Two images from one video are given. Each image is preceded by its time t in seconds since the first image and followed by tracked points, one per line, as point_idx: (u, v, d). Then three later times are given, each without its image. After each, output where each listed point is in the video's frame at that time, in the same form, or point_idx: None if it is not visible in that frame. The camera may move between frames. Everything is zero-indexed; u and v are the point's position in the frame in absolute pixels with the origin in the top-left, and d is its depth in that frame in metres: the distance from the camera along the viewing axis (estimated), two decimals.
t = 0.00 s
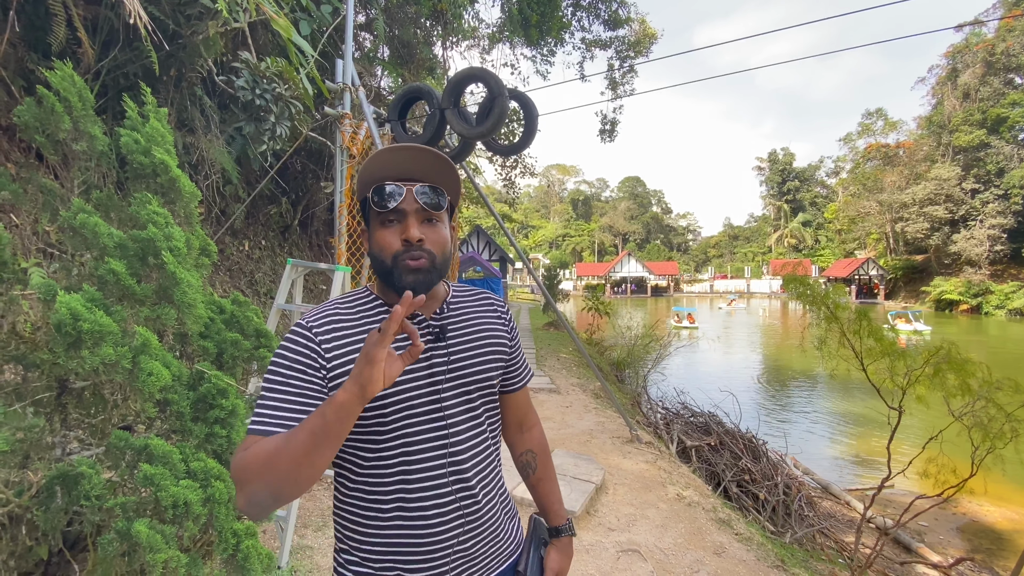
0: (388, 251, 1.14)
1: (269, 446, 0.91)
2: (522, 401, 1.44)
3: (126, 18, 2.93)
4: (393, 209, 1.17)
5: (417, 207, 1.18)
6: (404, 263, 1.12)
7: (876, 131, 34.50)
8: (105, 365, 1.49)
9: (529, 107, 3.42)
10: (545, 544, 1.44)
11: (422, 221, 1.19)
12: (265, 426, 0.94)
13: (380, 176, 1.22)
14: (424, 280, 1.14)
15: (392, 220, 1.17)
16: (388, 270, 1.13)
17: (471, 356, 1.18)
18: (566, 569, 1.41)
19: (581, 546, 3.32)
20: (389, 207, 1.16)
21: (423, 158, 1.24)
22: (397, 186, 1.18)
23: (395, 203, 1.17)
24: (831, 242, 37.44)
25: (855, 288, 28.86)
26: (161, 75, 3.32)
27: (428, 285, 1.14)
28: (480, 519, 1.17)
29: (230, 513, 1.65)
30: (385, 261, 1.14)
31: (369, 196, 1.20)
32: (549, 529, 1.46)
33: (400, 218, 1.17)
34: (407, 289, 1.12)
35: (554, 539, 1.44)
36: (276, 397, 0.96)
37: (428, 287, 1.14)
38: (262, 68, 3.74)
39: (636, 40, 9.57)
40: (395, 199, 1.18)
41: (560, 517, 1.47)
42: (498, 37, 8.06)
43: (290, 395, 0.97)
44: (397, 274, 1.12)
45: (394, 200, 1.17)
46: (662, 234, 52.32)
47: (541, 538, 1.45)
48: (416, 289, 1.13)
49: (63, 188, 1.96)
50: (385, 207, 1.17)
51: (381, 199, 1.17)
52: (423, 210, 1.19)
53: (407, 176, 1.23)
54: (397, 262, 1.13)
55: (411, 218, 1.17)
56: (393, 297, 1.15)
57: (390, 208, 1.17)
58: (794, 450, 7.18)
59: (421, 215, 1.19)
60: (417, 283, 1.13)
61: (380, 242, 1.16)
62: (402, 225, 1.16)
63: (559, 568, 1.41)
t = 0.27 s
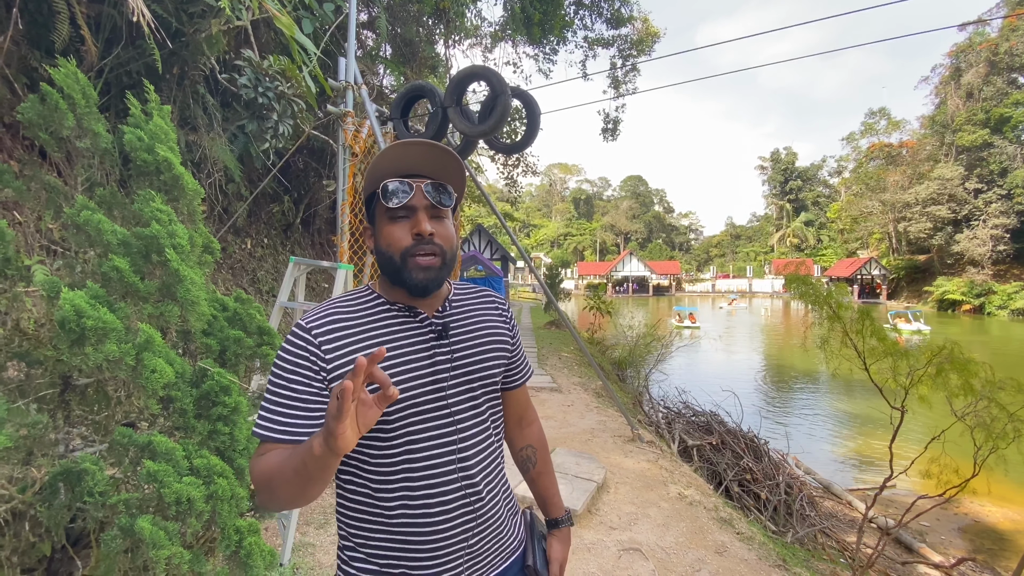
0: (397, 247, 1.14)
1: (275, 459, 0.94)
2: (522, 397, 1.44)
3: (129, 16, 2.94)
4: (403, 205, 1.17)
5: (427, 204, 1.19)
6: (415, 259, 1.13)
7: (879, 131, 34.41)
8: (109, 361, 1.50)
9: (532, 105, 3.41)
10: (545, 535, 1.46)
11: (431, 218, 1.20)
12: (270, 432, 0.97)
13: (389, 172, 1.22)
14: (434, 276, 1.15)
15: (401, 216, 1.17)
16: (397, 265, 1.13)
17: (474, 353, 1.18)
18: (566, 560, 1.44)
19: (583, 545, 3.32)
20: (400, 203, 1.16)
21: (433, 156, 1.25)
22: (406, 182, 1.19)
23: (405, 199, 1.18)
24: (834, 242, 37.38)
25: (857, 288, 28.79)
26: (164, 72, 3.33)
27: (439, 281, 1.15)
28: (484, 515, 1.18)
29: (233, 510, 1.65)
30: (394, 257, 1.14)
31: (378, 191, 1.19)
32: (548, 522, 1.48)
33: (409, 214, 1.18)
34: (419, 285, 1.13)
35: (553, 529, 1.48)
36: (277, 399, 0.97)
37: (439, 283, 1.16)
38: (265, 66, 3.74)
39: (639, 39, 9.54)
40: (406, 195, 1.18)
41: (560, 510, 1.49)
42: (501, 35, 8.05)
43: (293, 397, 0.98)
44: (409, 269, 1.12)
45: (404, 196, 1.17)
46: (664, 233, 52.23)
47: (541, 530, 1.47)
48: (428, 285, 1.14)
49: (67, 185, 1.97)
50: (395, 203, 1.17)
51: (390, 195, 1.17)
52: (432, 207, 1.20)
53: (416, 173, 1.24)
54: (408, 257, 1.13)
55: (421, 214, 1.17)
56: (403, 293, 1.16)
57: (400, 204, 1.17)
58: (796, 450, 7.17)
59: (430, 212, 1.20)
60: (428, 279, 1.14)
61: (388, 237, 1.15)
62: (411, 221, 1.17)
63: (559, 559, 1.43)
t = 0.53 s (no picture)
0: (408, 247, 1.14)
1: (294, 472, 0.92)
2: (523, 395, 1.44)
3: (133, 14, 2.94)
4: (404, 205, 1.17)
5: (428, 200, 1.20)
6: (429, 254, 1.14)
7: (882, 131, 34.31)
8: (112, 359, 1.50)
9: (534, 104, 3.41)
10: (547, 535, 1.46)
11: (433, 213, 1.21)
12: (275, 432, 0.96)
13: (381, 176, 1.21)
14: (449, 268, 1.16)
15: (404, 217, 1.17)
16: (412, 264, 1.13)
17: (475, 350, 1.18)
18: (567, 560, 1.42)
19: (584, 544, 3.32)
20: (401, 204, 1.16)
21: (423, 153, 1.27)
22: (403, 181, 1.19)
23: (405, 199, 1.17)
24: (836, 242, 37.31)
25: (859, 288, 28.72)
26: (167, 70, 3.33)
27: (453, 273, 1.17)
28: (484, 512, 1.18)
29: (236, 507, 1.66)
30: (406, 257, 1.14)
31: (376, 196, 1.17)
32: (550, 521, 1.47)
33: (412, 212, 1.18)
34: (436, 279, 1.14)
35: (555, 530, 1.47)
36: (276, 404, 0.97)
37: (453, 275, 1.18)
38: (268, 64, 3.74)
39: (642, 37, 9.52)
40: (404, 195, 1.17)
41: (561, 509, 1.48)
42: (503, 34, 8.04)
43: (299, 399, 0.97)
44: (424, 265, 1.13)
45: (405, 197, 1.17)
46: (666, 232, 52.14)
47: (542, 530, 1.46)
48: (445, 278, 1.15)
49: (72, 183, 1.97)
50: (395, 204, 1.16)
51: (390, 195, 1.16)
52: (434, 203, 1.21)
53: (408, 173, 1.24)
54: (421, 254, 1.13)
55: (425, 211, 1.18)
56: (418, 289, 1.16)
57: (401, 204, 1.16)
58: (798, 450, 7.16)
59: (432, 207, 1.21)
60: (444, 272, 1.15)
61: (396, 239, 1.15)
62: (417, 218, 1.17)
63: (560, 559, 1.42)
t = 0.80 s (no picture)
0: (401, 253, 1.12)
1: (364, 440, 0.82)
2: (519, 390, 1.44)
3: (135, 12, 2.95)
4: (393, 210, 1.14)
5: (417, 203, 1.19)
6: (424, 259, 1.12)
7: (886, 130, 34.18)
8: (116, 356, 1.50)
9: (536, 103, 3.40)
10: (544, 527, 1.47)
11: (422, 215, 1.19)
12: (320, 415, 0.89)
13: (364, 183, 1.18)
14: (443, 270, 1.15)
15: (393, 222, 1.15)
16: (407, 270, 1.12)
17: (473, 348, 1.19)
18: (565, 551, 1.44)
19: (585, 542, 3.32)
20: (388, 208, 1.14)
21: (403, 154, 1.25)
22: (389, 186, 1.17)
23: (391, 203, 1.15)
24: (838, 241, 37.22)
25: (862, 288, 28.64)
26: (170, 68, 3.34)
27: (448, 275, 1.16)
28: (485, 509, 1.19)
29: (238, 503, 1.66)
30: (400, 263, 1.12)
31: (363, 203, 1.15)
32: (546, 513, 1.48)
33: (402, 216, 1.16)
34: (433, 283, 1.13)
35: (552, 521, 1.48)
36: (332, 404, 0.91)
37: (447, 277, 1.17)
38: (270, 62, 3.74)
39: (645, 36, 9.50)
40: (391, 199, 1.15)
41: (558, 501, 1.49)
42: (506, 32, 8.03)
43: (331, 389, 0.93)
44: (420, 270, 1.11)
45: (392, 201, 1.15)
46: (668, 231, 51.97)
47: (538, 522, 1.48)
48: (441, 281, 1.14)
49: (75, 180, 1.98)
50: (382, 210, 1.14)
51: (377, 199, 1.14)
52: (422, 205, 1.20)
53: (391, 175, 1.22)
54: (415, 259, 1.12)
55: (414, 214, 1.16)
56: (414, 292, 1.15)
57: (388, 210, 1.14)
58: (799, 450, 7.15)
59: (420, 209, 1.19)
60: (439, 274, 1.14)
61: (388, 246, 1.13)
62: (407, 222, 1.15)
63: (557, 551, 1.44)
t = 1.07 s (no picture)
0: (400, 252, 1.12)
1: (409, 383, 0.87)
2: (514, 385, 1.45)
3: (138, 9, 2.95)
4: (392, 210, 1.14)
5: (416, 202, 1.18)
6: (423, 259, 1.12)
7: (889, 130, 34.07)
8: (118, 353, 1.51)
9: (539, 101, 3.39)
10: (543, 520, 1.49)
11: (421, 215, 1.18)
12: (347, 388, 0.90)
13: (362, 181, 1.17)
14: (442, 271, 1.15)
15: (392, 221, 1.14)
16: (406, 270, 1.11)
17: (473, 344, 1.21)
18: (565, 541, 1.47)
19: (585, 541, 3.33)
20: (387, 207, 1.13)
21: (402, 151, 1.24)
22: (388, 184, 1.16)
23: (391, 202, 1.14)
24: (841, 241, 37.13)
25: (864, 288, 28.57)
26: (173, 66, 3.34)
27: (446, 277, 1.17)
28: (492, 502, 1.20)
29: (239, 501, 1.67)
30: (399, 263, 1.12)
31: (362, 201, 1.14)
32: (544, 506, 1.50)
33: (401, 216, 1.15)
34: (430, 285, 1.13)
35: (550, 514, 1.51)
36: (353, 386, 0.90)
37: (445, 278, 1.17)
38: (273, 60, 3.74)
39: (647, 34, 9.48)
40: (390, 198, 1.14)
41: (554, 494, 1.51)
42: (508, 30, 8.02)
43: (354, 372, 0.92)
44: (418, 271, 1.11)
45: (392, 200, 1.14)
46: (670, 231, 51.88)
47: (537, 516, 1.49)
48: (438, 283, 1.14)
49: (78, 178, 1.98)
50: (381, 208, 1.13)
51: (375, 197, 1.13)
52: (421, 205, 1.19)
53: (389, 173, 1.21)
54: (415, 259, 1.11)
55: (413, 214, 1.15)
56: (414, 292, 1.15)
57: (387, 208, 1.13)
58: (800, 450, 7.15)
59: (419, 208, 1.18)
60: (438, 275, 1.14)
61: (387, 245, 1.13)
62: (406, 222, 1.14)
63: (558, 542, 1.47)
